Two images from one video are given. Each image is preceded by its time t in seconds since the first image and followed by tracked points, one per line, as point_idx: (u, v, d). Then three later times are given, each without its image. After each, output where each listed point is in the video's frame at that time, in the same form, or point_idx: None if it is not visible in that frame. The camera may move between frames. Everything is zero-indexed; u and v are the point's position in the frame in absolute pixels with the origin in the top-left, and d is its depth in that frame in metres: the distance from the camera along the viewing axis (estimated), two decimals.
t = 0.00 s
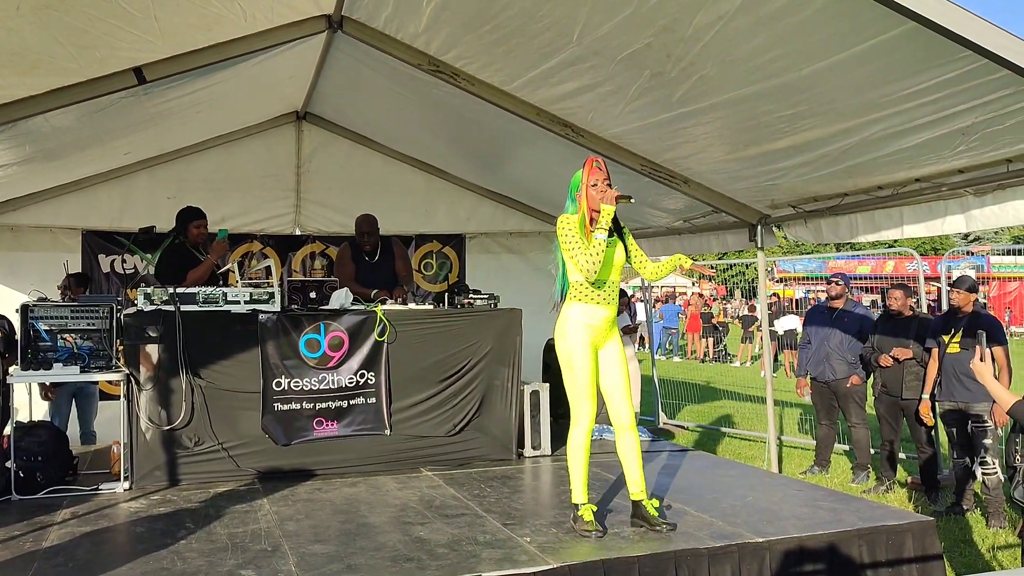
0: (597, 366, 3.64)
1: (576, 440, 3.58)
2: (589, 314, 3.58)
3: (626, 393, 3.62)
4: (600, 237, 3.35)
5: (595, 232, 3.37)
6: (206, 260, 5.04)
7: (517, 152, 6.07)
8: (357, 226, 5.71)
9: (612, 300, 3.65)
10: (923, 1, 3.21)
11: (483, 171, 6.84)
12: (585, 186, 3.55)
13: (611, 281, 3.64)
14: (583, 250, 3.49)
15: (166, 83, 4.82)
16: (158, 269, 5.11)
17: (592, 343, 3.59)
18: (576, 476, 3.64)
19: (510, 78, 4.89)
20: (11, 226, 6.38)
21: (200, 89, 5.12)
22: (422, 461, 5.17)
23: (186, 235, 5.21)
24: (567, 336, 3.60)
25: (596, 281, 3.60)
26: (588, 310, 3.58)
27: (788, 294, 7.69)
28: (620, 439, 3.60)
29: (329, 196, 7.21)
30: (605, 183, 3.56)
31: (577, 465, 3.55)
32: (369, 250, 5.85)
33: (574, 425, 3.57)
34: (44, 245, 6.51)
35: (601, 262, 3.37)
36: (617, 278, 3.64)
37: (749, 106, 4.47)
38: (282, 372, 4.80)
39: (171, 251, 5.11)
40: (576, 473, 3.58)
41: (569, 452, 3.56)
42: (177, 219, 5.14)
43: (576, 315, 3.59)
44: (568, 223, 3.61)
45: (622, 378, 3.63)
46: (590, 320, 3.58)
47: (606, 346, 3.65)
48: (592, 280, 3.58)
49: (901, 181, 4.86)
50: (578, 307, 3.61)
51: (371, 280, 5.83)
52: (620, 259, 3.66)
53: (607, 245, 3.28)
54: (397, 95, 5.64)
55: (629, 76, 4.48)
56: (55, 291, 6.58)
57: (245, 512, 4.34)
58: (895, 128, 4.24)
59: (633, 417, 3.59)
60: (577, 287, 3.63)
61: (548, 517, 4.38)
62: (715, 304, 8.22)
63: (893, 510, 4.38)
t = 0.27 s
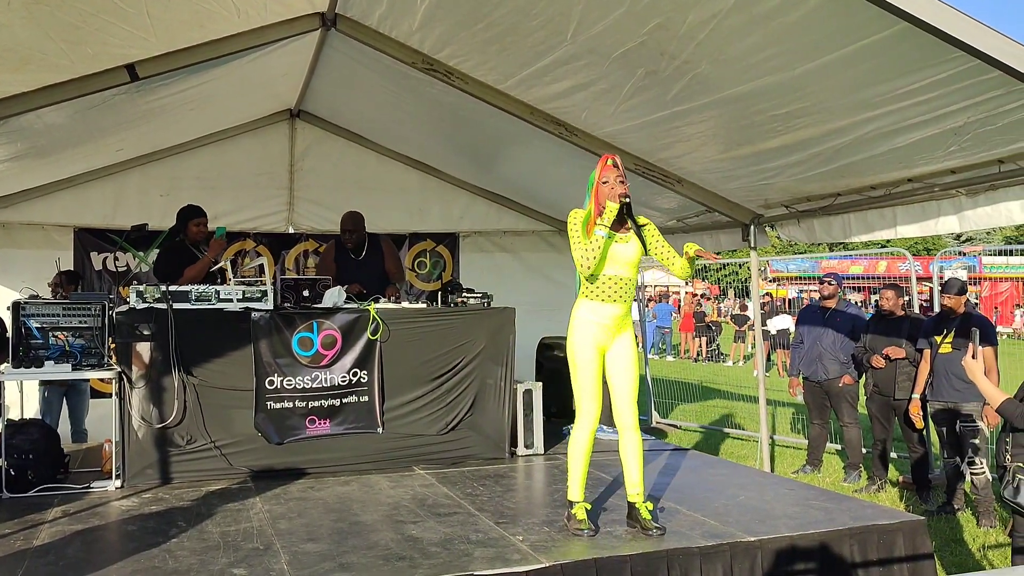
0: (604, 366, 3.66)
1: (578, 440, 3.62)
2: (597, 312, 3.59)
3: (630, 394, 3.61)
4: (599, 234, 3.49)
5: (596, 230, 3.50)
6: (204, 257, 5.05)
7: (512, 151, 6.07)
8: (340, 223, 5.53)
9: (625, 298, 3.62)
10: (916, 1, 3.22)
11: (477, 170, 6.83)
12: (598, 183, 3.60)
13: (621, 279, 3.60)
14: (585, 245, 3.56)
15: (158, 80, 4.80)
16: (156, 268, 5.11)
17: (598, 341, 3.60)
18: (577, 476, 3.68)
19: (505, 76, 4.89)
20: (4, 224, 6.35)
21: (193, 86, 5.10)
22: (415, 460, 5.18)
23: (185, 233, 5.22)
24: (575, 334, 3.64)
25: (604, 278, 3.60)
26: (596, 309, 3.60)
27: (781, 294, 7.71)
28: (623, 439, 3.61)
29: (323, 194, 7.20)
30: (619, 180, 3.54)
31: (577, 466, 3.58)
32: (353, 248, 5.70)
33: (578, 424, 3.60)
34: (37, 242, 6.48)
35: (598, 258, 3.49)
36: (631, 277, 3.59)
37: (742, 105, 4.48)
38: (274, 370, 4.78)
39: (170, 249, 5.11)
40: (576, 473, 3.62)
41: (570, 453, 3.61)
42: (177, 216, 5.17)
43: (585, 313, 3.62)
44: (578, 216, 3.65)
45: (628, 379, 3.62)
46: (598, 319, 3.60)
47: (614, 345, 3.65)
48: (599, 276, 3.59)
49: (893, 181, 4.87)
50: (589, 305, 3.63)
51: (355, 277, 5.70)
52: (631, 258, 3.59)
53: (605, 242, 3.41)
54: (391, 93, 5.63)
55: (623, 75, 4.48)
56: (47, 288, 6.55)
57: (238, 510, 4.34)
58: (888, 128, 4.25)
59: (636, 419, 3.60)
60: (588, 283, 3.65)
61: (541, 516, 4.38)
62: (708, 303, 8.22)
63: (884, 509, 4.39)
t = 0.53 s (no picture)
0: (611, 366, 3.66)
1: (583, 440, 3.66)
2: (604, 313, 3.60)
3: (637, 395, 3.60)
4: (600, 228, 3.47)
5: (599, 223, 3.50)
6: (206, 258, 5.04)
7: (511, 149, 6.06)
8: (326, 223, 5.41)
9: (632, 299, 3.61)
10: (915, 1, 3.22)
11: (477, 169, 6.83)
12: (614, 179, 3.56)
13: (626, 279, 3.60)
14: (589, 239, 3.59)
15: (157, 78, 4.79)
16: (162, 265, 5.13)
17: (605, 343, 3.60)
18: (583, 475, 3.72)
19: (504, 75, 4.88)
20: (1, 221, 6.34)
21: (192, 84, 5.09)
22: (413, 459, 5.17)
23: (191, 232, 5.23)
24: (584, 334, 3.65)
25: (609, 277, 3.63)
26: (603, 309, 3.60)
27: (780, 293, 7.71)
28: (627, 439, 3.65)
29: (322, 192, 7.19)
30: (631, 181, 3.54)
31: (581, 466, 3.62)
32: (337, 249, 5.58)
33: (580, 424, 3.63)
34: (34, 240, 6.47)
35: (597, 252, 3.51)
36: (639, 278, 3.60)
37: (741, 105, 4.48)
38: (272, 369, 4.77)
39: (174, 248, 5.12)
40: (581, 472, 3.67)
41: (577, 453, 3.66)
42: (182, 215, 5.18)
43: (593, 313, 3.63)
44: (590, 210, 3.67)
45: (635, 381, 3.60)
46: (606, 320, 3.60)
47: (623, 346, 3.63)
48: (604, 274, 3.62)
49: (892, 181, 4.87)
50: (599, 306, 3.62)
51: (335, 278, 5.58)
52: (633, 261, 3.61)
53: (603, 237, 3.40)
54: (390, 92, 5.62)
55: (622, 74, 4.48)
56: (45, 286, 6.54)
57: (235, 509, 4.34)
58: (887, 128, 4.25)
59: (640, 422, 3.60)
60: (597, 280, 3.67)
61: (538, 515, 4.39)
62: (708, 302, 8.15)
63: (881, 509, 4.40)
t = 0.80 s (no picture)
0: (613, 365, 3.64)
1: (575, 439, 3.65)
2: (605, 311, 3.59)
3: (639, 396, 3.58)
4: (591, 228, 3.55)
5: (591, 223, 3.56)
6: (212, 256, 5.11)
7: (515, 148, 6.05)
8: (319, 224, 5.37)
9: (632, 297, 3.60)
10: None
11: (481, 168, 6.83)
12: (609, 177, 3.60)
13: (623, 278, 3.61)
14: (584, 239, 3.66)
15: (161, 76, 4.80)
16: (172, 265, 5.25)
17: (607, 342, 3.59)
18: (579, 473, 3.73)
19: (508, 73, 4.87)
20: (7, 219, 6.35)
21: (197, 82, 5.10)
22: (418, 457, 5.17)
23: (200, 232, 5.37)
24: (585, 332, 3.65)
25: (606, 275, 3.64)
26: (605, 308, 3.59)
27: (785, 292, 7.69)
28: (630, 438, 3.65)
29: (327, 191, 7.20)
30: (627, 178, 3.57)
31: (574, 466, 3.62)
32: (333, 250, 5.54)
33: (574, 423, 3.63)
34: (40, 238, 6.48)
35: (589, 251, 3.58)
36: (637, 277, 3.59)
37: (747, 103, 4.46)
38: (277, 367, 4.78)
39: (183, 246, 5.25)
40: (572, 471, 3.68)
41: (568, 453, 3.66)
42: (192, 215, 5.35)
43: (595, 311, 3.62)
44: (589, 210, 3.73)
45: (638, 380, 3.56)
46: (607, 319, 3.59)
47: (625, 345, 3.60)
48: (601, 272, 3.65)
49: (898, 180, 4.85)
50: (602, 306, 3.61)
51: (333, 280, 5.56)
52: (628, 260, 3.62)
53: (591, 237, 3.46)
54: (395, 90, 5.61)
55: (627, 72, 4.47)
56: (50, 284, 6.56)
57: (240, 507, 4.35)
58: (893, 126, 4.23)
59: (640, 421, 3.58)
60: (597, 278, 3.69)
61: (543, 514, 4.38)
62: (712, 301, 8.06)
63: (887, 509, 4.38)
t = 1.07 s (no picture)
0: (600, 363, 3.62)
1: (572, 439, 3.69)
2: (587, 310, 3.59)
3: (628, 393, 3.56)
4: (573, 229, 3.57)
5: (572, 223, 3.58)
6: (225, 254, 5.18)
7: (528, 146, 6.04)
8: (328, 222, 5.39)
9: (614, 296, 3.60)
10: None
11: (493, 166, 6.82)
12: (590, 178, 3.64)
13: (606, 277, 3.61)
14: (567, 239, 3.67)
15: (175, 75, 4.82)
16: (188, 264, 5.33)
17: (590, 341, 3.58)
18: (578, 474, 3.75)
19: (521, 72, 4.87)
20: (23, 218, 6.40)
21: (210, 81, 5.12)
22: (430, 455, 5.18)
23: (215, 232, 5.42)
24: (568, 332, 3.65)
25: (589, 274, 3.64)
26: (587, 308, 3.59)
27: (799, 291, 7.68)
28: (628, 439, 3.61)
29: (339, 190, 7.21)
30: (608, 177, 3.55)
31: (573, 467, 3.64)
32: (340, 246, 5.51)
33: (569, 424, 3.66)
34: (54, 237, 6.52)
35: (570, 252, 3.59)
36: (621, 276, 3.60)
37: (760, 101, 4.44)
38: (290, 365, 4.79)
39: (199, 246, 5.31)
40: (571, 474, 3.70)
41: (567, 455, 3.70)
42: (207, 213, 5.38)
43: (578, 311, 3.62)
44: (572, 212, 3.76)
45: (625, 375, 3.54)
46: (589, 318, 3.59)
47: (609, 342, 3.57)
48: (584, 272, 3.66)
49: (914, 178, 4.81)
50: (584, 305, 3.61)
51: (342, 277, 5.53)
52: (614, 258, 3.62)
53: (572, 237, 3.48)
54: (407, 88, 5.62)
55: (640, 70, 4.45)
56: (65, 283, 6.60)
57: (253, 504, 4.36)
58: (909, 124, 4.20)
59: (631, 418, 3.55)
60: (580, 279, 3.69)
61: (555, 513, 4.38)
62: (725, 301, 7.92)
63: (902, 509, 4.34)
